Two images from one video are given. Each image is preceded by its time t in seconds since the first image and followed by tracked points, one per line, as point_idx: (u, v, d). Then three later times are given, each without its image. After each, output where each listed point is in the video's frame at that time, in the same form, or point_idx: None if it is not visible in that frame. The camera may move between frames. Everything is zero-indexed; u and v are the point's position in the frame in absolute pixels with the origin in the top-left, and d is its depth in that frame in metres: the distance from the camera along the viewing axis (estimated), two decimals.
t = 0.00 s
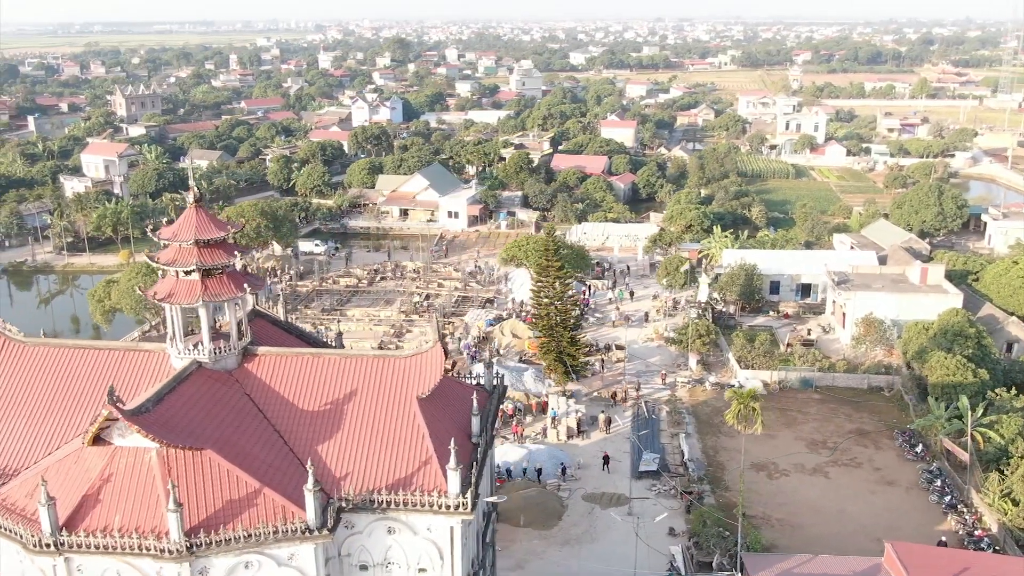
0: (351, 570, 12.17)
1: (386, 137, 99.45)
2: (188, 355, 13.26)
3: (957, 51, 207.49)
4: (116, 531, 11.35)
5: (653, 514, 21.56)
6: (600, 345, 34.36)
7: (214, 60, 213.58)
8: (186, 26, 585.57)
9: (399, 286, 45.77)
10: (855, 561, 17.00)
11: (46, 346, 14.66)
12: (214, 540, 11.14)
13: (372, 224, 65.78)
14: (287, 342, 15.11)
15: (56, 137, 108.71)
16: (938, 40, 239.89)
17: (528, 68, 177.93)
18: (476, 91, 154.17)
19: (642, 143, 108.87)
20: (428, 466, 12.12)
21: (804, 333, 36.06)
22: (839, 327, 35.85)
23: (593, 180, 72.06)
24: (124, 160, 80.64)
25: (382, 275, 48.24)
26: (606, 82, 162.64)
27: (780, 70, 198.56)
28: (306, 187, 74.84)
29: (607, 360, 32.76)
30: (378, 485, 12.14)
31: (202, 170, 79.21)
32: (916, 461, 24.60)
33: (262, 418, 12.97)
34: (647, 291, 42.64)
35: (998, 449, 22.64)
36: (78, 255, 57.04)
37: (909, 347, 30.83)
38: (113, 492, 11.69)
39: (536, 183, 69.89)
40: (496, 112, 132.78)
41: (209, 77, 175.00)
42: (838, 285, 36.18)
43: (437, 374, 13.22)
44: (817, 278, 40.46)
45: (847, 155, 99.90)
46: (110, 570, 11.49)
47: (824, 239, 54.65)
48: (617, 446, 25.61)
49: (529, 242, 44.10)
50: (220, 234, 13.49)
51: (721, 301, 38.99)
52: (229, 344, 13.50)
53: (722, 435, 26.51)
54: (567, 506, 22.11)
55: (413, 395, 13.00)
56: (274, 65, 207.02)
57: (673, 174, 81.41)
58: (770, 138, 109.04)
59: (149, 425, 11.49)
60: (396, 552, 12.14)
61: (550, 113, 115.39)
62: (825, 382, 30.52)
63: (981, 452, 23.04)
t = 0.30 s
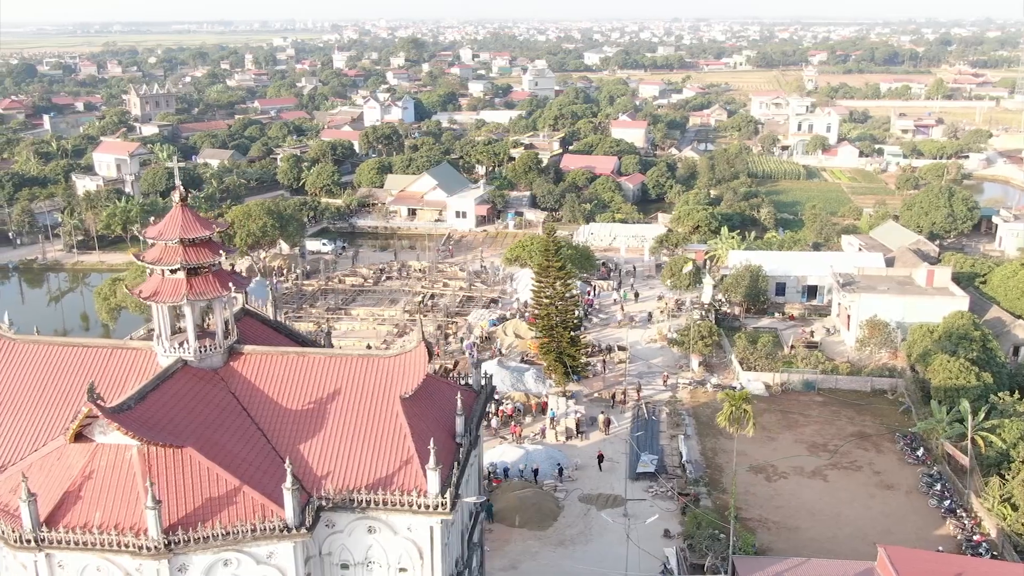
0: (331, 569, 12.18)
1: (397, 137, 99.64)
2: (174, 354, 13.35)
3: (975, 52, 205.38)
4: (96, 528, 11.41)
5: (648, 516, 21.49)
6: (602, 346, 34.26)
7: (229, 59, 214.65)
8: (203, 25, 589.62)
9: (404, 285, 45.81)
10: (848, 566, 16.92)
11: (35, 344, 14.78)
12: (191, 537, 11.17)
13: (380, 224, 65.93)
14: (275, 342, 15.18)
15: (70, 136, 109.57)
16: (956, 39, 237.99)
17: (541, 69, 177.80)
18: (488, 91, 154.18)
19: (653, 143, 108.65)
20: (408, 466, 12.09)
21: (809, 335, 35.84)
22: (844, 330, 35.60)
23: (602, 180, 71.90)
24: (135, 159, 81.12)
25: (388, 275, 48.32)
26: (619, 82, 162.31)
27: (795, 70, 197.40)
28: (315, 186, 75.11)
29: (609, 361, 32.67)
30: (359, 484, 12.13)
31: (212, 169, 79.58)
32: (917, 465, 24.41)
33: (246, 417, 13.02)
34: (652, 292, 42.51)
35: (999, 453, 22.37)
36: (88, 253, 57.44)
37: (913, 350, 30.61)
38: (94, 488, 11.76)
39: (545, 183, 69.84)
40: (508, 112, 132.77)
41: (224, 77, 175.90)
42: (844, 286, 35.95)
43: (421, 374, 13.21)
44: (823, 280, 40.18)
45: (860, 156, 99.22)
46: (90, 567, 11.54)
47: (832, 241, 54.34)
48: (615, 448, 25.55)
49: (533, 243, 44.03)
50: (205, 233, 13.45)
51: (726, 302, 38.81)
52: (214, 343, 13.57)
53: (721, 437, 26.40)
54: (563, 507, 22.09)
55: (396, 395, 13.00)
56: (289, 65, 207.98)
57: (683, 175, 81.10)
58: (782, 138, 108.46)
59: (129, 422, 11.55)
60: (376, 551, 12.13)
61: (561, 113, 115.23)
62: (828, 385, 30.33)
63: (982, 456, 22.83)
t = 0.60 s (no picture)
0: (312, 569, 12.18)
1: (407, 136, 99.87)
2: (159, 352, 13.41)
3: (993, 52, 203.39)
4: (75, 525, 11.47)
5: (643, 518, 21.40)
6: (604, 347, 34.20)
7: (244, 59, 215.86)
8: (220, 25, 593.44)
9: (409, 285, 45.90)
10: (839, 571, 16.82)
11: (22, 342, 14.88)
12: (169, 535, 11.20)
13: (387, 223, 66.10)
14: (264, 341, 15.24)
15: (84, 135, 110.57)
16: (974, 40, 235.67)
17: (554, 69, 177.77)
18: (500, 91, 154.28)
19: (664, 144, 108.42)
20: (389, 466, 12.08)
21: (813, 337, 35.62)
22: (849, 332, 35.37)
23: (610, 181, 71.79)
24: (146, 159, 81.68)
25: (393, 274, 48.40)
26: (631, 82, 161.96)
27: (809, 71, 196.37)
28: (324, 186, 75.37)
29: (610, 362, 32.59)
30: (339, 484, 12.13)
31: (222, 168, 80.03)
32: (917, 468, 24.22)
33: (229, 416, 13.05)
34: (656, 293, 42.41)
35: (1000, 458, 22.30)
36: (97, 251, 57.89)
37: (917, 353, 30.33)
38: (74, 486, 11.83)
39: (553, 184, 69.80)
40: (519, 112, 132.77)
41: (238, 77, 176.89)
42: (848, 288, 35.71)
43: (404, 374, 13.20)
44: (828, 282, 39.93)
45: (872, 157, 98.63)
46: (70, 564, 11.60)
47: (840, 242, 54.04)
48: (612, 449, 25.49)
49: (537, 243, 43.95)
50: (190, 232, 13.53)
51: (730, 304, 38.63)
52: (199, 342, 13.63)
53: (720, 439, 26.27)
54: (558, 508, 22.05)
55: (378, 395, 12.99)
56: (302, 65, 208.97)
57: (692, 175, 80.87)
58: (793, 139, 107.94)
59: (110, 421, 11.60)
60: (356, 551, 12.10)
61: (572, 113, 115.16)
62: (830, 387, 30.15)
63: (983, 461, 22.71)
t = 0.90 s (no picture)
0: (292, 567, 12.20)
1: (417, 136, 100.00)
2: (144, 350, 13.46)
3: (1012, 53, 201.05)
4: (56, 522, 11.54)
5: (639, 520, 21.37)
6: (606, 347, 34.10)
7: (259, 58, 216.97)
8: (237, 24, 598.04)
9: (414, 284, 45.96)
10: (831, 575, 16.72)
11: (11, 339, 14.98)
12: (147, 532, 11.24)
13: (395, 223, 66.22)
14: (252, 340, 15.32)
15: (98, 134, 111.53)
16: (993, 40, 233.04)
17: (566, 69, 177.57)
18: (512, 91, 154.30)
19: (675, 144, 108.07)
20: (370, 466, 12.08)
21: (817, 339, 35.38)
22: (853, 334, 35.11)
23: (619, 181, 71.58)
24: (156, 157, 82.26)
25: (398, 273, 48.48)
26: (644, 83, 161.51)
27: (824, 71, 195.04)
28: (333, 185, 75.58)
29: (611, 363, 32.48)
30: (319, 483, 12.14)
31: (233, 167, 80.43)
32: (917, 472, 24.01)
33: (213, 415, 13.10)
34: (661, 295, 42.28)
35: (1000, 463, 22.15)
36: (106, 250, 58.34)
37: (921, 355, 30.10)
38: (56, 482, 11.90)
39: (561, 184, 69.69)
40: (531, 112, 132.72)
41: (252, 76, 177.75)
42: (852, 290, 35.47)
43: (387, 373, 13.19)
44: (834, 283, 39.67)
45: (884, 158, 97.91)
46: (50, 559, 11.66)
47: (849, 244, 53.65)
48: (611, 450, 25.41)
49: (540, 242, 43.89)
50: (175, 231, 13.59)
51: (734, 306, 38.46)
52: (185, 340, 13.69)
53: (720, 441, 26.14)
54: (554, 508, 21.99)
55: (361, 395, 13.01)
56: (317, 64, 209.83)
57: (702, 176, 80.56)
58: (805, 140, 107.37)
59: (90, 417, 11.65)
60: (336, 550, 12.10)
61: (583, 113, 115.00)
62: (832, 390, 29.95)
63: (983, 465, 22.54)
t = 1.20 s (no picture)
0: (274, 566, 12.25)
1: (428, 136, 100.14)
2: (130, 348, 13.54)
3: None
4: (36, 518, 11.62)
5: (634, 521, 21.31)
6: (609, 348, 34.01)
7: (273, 58, 218.05)
8: (253, 24, 602.38)
9: (419, 284, 46.02)
10: None
11: None
12: (126, 529, 11.30)
13: (402, 223, 66.33)
14: (241, 339, 15.39)
15: (112, 133, 112.36)
16: (1012, 41, 230.67)
17: (579, 69, 177.37)
18: (525, 91, 154.33)
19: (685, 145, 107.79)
20: (349, 465, 12.08)
21: (821, 341, 35.16)
22: (857, 336, 34.90)
23: (628, 182, 71.37)
24: (167, 156, 82.79)
25: (404, 273, 48.59)
26: (657, 83, 161.08)
27: (839, 72, 193.85)
28: (342, 185, 75.80)
29: (613, 364, 32.42)
30: (299, 481, 12.17)
31: (243, 166, 80.80)
32: (916, 476, 23.83)
33: (197, 413, 13.16)
34: (665, 295, 42.13)
35: (1000, 467, 21.94)
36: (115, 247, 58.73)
37: (924, 358, 29.87)
38: (38, 479, 12.01)
39: (569, 184, 69.62)
40: (543, 112, 132.67)
41: (267, 75, 178.65)
42: (857, 292, 35.25)
43: (370, 372, 13.20)
44: (840, 285, 39.44)
45: (897, 160, 97.19)
46: (31, 555, 11.74)
47: (856, 245, 53.32)
48: (609, 451, 25.35)
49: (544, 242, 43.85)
50: (160, 230, 13.63)
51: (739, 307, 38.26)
52: (171, 338, 13.75)
53: (719, 443, 26.02)
54: (549, 509, 21.96)
55: (343, 394, 13.02)
56: (331, 64, 210.64)
57: (712, 177, 80.22)
58: (817, 141, 106.80)
59: (71, 414, 11.72)
60: (316, 548, 12.12)
61: (594, 114, 114.83)
62: (834, 393, 29.79)
63: (983, 470, 22.33)
